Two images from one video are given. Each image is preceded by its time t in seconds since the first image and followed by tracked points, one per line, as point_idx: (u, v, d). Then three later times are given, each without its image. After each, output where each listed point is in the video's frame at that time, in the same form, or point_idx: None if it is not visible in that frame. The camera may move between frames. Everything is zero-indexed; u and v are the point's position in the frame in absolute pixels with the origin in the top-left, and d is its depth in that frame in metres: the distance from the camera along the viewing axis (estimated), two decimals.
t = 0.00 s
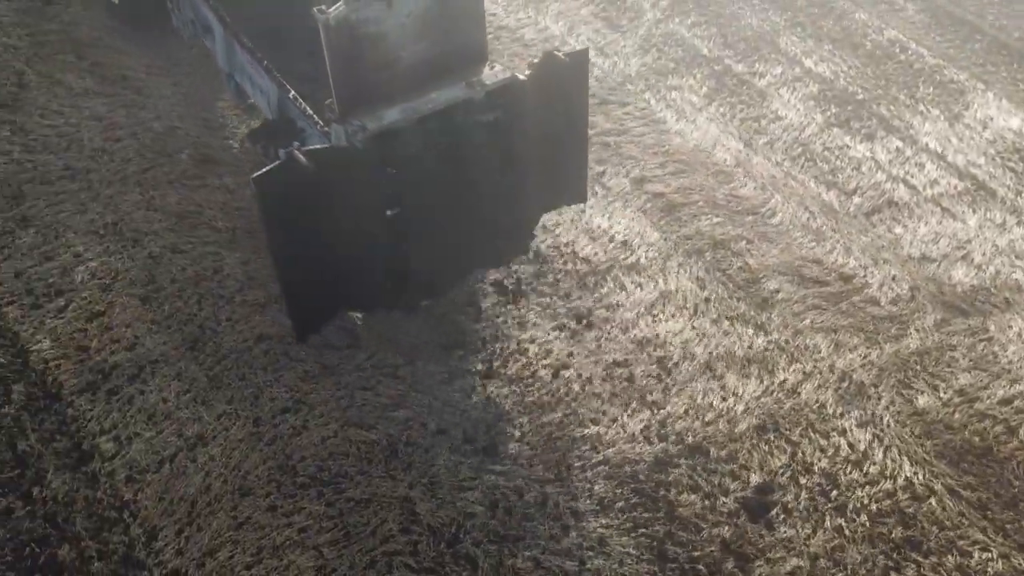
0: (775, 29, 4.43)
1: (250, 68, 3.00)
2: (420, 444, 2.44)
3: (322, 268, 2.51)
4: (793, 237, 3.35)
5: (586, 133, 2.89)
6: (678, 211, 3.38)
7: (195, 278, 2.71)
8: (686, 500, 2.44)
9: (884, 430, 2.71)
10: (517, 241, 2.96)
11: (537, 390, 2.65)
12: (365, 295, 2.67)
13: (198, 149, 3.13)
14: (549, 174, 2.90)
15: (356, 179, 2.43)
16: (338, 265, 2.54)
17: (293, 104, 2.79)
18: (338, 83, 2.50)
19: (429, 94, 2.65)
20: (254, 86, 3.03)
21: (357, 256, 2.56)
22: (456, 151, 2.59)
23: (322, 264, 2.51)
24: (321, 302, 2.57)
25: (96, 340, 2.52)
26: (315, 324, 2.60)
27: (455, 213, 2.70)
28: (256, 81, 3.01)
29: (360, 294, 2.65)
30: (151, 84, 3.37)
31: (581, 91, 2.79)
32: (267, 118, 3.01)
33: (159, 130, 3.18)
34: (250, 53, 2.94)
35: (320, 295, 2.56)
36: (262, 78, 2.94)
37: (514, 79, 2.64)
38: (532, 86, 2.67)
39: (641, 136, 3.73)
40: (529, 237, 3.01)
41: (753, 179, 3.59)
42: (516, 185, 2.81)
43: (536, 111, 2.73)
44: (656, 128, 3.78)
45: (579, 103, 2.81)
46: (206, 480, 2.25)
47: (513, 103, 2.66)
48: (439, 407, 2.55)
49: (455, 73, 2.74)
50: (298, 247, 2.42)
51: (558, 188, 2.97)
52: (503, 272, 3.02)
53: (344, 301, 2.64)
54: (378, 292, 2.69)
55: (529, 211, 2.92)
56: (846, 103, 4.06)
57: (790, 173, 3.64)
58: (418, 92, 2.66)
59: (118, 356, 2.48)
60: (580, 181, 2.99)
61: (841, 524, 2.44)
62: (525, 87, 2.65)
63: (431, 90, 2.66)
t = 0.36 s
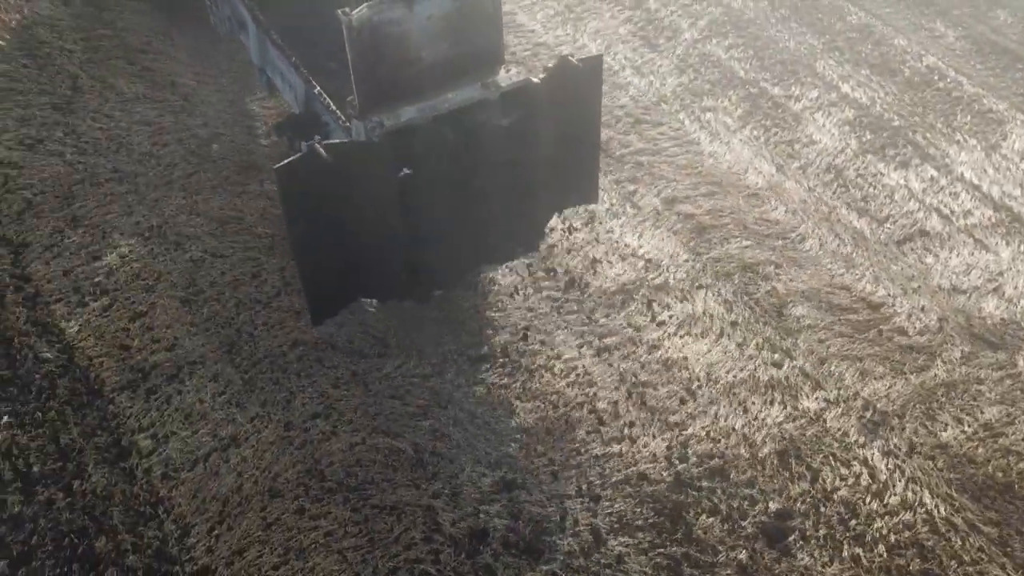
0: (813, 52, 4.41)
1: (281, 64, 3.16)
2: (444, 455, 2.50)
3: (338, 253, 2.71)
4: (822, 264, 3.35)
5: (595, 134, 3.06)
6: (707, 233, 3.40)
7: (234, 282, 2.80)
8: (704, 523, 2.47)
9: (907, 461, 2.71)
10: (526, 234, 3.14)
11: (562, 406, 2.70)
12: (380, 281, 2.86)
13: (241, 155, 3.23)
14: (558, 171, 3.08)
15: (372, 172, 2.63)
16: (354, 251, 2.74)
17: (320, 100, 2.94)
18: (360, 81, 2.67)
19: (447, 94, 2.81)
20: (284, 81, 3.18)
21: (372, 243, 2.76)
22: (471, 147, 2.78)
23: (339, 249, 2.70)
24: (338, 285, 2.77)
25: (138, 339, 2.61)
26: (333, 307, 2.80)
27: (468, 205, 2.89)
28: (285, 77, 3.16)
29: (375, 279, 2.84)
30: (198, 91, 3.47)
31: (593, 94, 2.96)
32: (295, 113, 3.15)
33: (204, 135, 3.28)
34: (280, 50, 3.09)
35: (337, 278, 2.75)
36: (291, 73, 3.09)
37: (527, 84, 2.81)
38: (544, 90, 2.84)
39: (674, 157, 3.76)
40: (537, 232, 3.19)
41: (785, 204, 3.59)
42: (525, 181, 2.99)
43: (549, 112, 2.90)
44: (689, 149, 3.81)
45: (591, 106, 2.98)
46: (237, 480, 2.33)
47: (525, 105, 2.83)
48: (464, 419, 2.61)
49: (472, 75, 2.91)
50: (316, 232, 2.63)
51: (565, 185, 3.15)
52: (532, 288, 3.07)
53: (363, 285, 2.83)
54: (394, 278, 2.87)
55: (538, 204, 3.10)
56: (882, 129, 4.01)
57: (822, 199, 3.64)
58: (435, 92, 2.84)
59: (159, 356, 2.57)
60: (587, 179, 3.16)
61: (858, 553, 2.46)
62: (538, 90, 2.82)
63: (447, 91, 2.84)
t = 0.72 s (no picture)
0: (848, 76, 4.40)
1: (310, 60, 3.27)
2: (466, 464, 2.55)
3: (358, 244, 2.74)
4: (849, 290, 3.35)
5: (609, 133, 3.08)
6: (734, 255, 3.42)
7: (269, 286, 2.88)
8: (720, 544, 2.50)
9: (926, 492, 2.71)
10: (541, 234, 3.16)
11: (584, 421, 2.74)
12: (397, 274, 2.89)
13: (281, 162, 3.32)
14: (573, 170, 3.10)
15: (395, 166, 2.65)
16: (374, 242, 2.77)
17: (346, 96, 3.03)
18: (384, 79, 2.71)
19: (468, 93, 2.82)
20: (313, 77, 3.29)
21: (391, 235, 2.79)
22: (491, 146, 2.80)
23: (359, 240, 2.73)
24: (355, 276, 2.80)
25: (175, 339, 2.70)
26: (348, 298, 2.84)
27: (485, 203, 2.92)
28: (314, 72, 3.27)
29: (392, 272, 2.87)
30: (241, 99, 3.57)
31: (610, 97, 2.99)
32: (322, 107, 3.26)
33: (245, 142, 3.37)
34: (309, 47, 3.21)
35: (355, 270, 2.79)
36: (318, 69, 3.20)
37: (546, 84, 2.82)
38: (561, 90, 2.86)
39: (705, 177, 3.79)
40: (552, 231, 3.20)
41: (814, 228, 3.60)
42: (541, 178, 3.01)
43: (566, 113, 2.93)
44: (719, 170, 3.84)
45: (605, 107, 3.01)
46: (266, 481, 2.41)
47: (544, 105, 2.84)
48: (487, 429, 2.66)
49: (494, 76, 2.91)
50: (339, 223, 2.66)
51: (580, 184, 3.16)
52: (557, 302, 3.11)
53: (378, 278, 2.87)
54: (410, 271, 2.91)
55: (554, 205, 3.12)
56: (914, 156, 3.98)
57: (851, 224, 3.64)
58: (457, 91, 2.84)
59: (195, 356, 2.66)
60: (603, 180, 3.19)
61: None
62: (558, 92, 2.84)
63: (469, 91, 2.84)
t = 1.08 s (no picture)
0: (876, 99, 4.39)
1: (335, 59, 3.46)
2: (483, 475, 2.61)
3: (374, 236, 2.90)
4: (869, 316, 3.36)
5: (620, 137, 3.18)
6: (755, 276, 3.44)
7: (297, 294, 2.97)
8: (731, 565, 2.53)
9: (940, 521, 2.72)
10: (552, 231, 3.29)
11: (601, 437, 2.78)
12: (410, 265, 3.04)
13: (313, 170, 3.39)
14: (585, 172, 3.21)
15: (409, 162, 2.82)
16: (388, 235, 2.92)
17: (367, 92, 3.20)
18: (403, 78, 2.87)
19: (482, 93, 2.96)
20: (337, 74, 3.48)
21: (405, 229, 2.94)
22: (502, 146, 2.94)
23: (374, 232, 2.89)
24: (370, 266, 2.96)
25: (206, 341, 2.78)
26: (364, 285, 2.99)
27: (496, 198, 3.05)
28: (338, 69, 3.45)
29: (406, 263, 3.03)
30: (277, 107, 3.65)
31: (622, 102, 3.09)
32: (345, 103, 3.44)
33: (278, 149, 3.45)
34: (335, 47, 3.39)
35: (370, 260, 2.95)
36: (343, 67, 3.38)
37: (556, 88, 2.95)
38: (572, 94, 2.98)
39: (729, 197, 3.82)
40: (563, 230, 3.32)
41: (837, 251, 3.62)
42: (552, 180, 3.13)
43: (578, 117, 3.05)
44: (744, 190, 3.86)
45: (617, 112, 3.11)
46: (289, 484, 2.49)
47: (553, 107, 2.97)
48: (505, 441, 2.71)
49: (508, 77, 3.04)
50: (355, 215, 2.82)
51: (592, 186, 3.27)
52: (578, 317, 3.16)
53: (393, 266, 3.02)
54: (423, 263, 3.06)
55: (565, 204, 3.23)
56: (941, 181, 3.98)
57: (874, 248, 3.64)
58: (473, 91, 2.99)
59: (224, 359, 2.74)
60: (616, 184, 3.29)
61: None
62: (568, 95, 2.97)
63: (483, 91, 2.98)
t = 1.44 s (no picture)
0: (902, 122, 4.39)
1: (355, 58, 3.63)
2: (496, 486, 2.66)
3: (382, 223, 3.09)
4: (887, 340, 3.36)
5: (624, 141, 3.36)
6: (773, 297, 3.46)
7: (322, 303, 3.08)
8: None
9: (952, 549, 2.73)
10: (554, 229, 3.48)
11: (615, 452, 2.82)
12: (418, 255, 3.23)
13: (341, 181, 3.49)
14: (588, 173, 3.40)
15: (419, 158, 2.99)
16: (397, 223, 3.12)
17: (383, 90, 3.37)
18: (417, 77, 3.09)
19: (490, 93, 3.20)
20: (357, 72, 3.65)
21: (413, 219, 3.14)
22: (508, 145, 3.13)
23: (383, 220, 3.09)
24: (379, 253, 3.16)
25: (231, 346, 2.88)
26: (376, 271, 3.18)
27: (502, 193, 3.24)
28: (358, 67, 3.63)
29: (413, 252, 3.22)
30: (307, 117, 3.76)
31: (626, 107, 3.26)
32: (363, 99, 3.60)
33: (307, 159, 3.55)
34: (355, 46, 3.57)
35: (380, 247, 3.14)
36: (361, 65, 3.55)
37: (564, 92, 3.11)
38: (578, 98, 3.15)
39: (750, 217, 3.84)
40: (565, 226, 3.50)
41: (857, 275, 3.63)
42: (556, 179, 3.32)
43: (582, 120, 3.23)
44: (765, 210, 3.89)
45: (622, 117, 3.29)
46: (307, 490, 2.57)
47: (561, 111, 3.15)
48: (519, 453, 2.76)
49: (516, 77, 3.29)
50: (366, 203, 3.01)
51: (594, 187, 3.46)
52: (595, 332, 3.20)
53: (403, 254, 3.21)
54: (430, 253, 3.24)
55: (566, 202, 3.42)
56: (964, 207, 3.97)
57: (894, 272, 3.65)
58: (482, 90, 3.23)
59: (249, 365, 2.84)
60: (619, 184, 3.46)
61: None
62: (574, 100, 3.14)
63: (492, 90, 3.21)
